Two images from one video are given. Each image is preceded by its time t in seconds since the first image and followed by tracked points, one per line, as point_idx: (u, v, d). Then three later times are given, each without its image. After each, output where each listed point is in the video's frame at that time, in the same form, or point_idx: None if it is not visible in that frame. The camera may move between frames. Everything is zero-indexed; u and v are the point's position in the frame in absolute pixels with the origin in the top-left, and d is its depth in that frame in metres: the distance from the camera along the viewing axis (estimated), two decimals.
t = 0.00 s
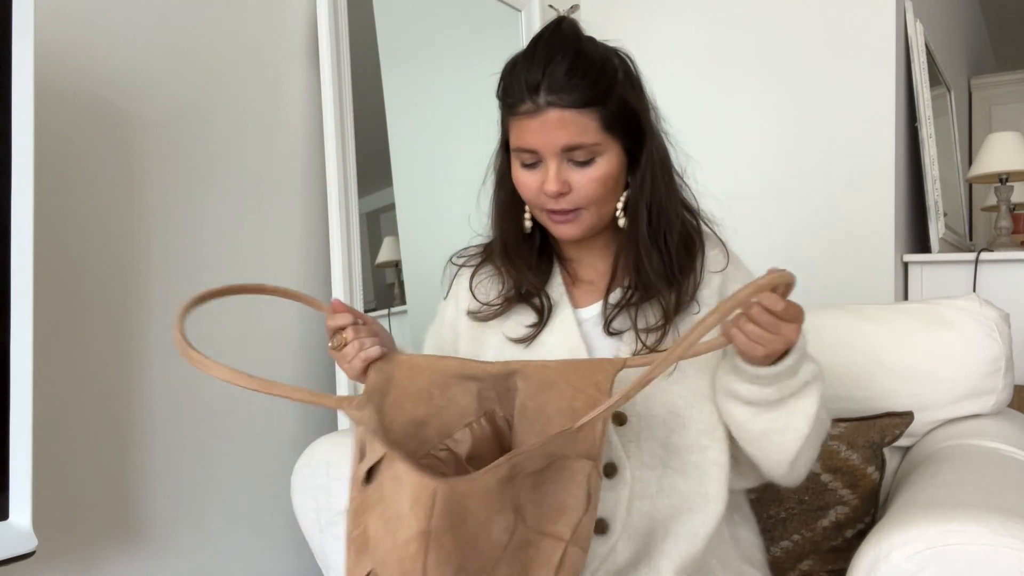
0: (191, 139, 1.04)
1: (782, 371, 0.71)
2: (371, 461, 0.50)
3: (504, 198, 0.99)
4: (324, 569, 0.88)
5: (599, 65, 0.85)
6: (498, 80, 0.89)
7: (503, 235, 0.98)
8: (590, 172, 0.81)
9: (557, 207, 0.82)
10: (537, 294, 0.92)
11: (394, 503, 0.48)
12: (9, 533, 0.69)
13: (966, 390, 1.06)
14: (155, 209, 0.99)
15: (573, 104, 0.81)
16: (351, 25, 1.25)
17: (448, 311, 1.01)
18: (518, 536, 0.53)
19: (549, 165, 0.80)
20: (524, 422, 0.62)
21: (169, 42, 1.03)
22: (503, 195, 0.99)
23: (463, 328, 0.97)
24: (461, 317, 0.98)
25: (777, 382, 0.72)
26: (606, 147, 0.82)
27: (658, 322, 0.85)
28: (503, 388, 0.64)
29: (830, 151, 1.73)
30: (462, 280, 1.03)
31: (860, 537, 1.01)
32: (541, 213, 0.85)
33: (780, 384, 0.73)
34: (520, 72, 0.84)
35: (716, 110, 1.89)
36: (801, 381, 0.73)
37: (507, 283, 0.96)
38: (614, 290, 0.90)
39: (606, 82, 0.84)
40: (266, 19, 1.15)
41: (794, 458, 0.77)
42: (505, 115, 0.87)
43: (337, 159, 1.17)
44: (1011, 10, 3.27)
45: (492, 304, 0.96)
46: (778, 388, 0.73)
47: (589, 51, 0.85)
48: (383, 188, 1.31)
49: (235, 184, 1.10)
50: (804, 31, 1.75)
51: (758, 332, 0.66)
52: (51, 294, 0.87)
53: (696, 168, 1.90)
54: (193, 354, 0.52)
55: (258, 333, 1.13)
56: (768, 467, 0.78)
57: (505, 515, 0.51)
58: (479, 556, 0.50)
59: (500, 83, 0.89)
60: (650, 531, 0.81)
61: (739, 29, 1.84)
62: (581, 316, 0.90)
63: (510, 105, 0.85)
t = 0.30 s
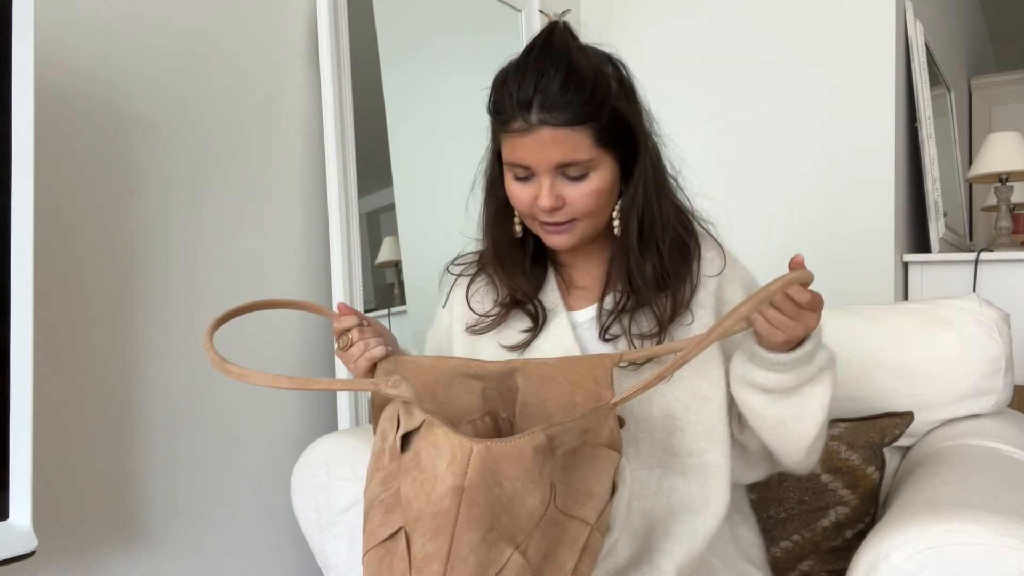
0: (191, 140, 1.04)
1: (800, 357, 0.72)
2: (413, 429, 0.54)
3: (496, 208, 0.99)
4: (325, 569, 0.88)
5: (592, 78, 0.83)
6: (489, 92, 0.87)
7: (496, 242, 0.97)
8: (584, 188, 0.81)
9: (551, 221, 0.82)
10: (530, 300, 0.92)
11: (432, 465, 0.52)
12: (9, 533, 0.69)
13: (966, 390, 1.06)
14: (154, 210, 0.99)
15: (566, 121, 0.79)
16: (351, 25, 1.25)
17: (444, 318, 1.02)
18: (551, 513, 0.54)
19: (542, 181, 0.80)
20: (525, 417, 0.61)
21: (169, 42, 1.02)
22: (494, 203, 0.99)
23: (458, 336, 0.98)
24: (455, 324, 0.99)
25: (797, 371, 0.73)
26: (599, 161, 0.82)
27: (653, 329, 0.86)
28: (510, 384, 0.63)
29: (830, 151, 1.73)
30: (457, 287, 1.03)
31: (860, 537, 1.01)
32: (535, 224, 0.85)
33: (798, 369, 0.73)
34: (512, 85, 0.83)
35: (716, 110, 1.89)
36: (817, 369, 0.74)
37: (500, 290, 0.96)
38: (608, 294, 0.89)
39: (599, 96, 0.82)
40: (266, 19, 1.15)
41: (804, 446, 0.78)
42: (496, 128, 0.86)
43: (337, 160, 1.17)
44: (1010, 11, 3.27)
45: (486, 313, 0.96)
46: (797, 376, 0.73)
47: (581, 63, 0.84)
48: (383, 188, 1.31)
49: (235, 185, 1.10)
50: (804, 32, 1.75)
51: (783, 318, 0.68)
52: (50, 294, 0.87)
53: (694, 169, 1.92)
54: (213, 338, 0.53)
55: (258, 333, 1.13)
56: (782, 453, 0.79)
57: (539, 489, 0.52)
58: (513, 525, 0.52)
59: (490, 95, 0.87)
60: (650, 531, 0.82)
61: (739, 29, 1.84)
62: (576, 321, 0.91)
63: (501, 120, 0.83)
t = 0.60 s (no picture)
0: (190, 140, 1.04)
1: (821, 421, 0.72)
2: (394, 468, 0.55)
3: (488, 208, 0.98)
4: (324, 569, 0.88)
5: (588, 81, 0.82)
6: (483, 93, 0.87)
7: (490, 242, 0.97)
8: (578, 191, 0.81)
9: (544, 223, 0.82)
10: (523, 302, 0.93)
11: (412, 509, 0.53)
12: (8, 533, 0.69)
13: (965, 390, 1.06)
14: (154, 210, 0.99)
15: (560, 126, 0.79)
16: (350, 26, 1.25)
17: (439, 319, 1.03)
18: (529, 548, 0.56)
19: (535, 185, 0.80)
20: (514, 434, 0.63)
21: (170, 42, 1.03)
22: (487, 204, 0.98)
23: (453, 337, 0.98)
24: (450, 325, 0.99)
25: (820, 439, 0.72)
26: (593, 165, 0.82)
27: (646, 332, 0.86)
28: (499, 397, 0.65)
29: (830, 151, 1.73)
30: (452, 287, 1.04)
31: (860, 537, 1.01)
32: (529, 226, 0.85)
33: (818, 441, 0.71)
34: (507, 87, 0.82)
35: (715, 110, 1.89)
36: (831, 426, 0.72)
37: (495, 291, 0.96)
38: (601, 297, 0.90)
39: (595, 99, 0.82)
40: (266, 18, 1.15)
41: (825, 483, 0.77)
42: (490, 129, 0.86)
43: (337, 160, 1.17)
44: (1011, 11, 3.27)
45: (481, 315, 0.96)
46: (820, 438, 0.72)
47: (577, 65, 0.83)
48: (383, 188, 1.31)
49: (235, 185, 1.10)
50: (803, 32, 1.75)
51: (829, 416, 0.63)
52: (50, 295, 0.87)
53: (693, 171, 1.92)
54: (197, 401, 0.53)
55: (257, 333, 1.13)
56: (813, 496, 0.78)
57: (517, 530, 0.53)
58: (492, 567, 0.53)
59: (485, 95, 0.87)
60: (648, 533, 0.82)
61: (739, 29, 1.84)
62: (570, 322, 0.92)
63: (495, 122, 0.83)
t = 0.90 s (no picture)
0: (191, 140, 1.04)
1: (771, 428, 0.72)
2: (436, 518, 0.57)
3: (488, 209, 0.97)
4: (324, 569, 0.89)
5: (592, 79, 0.82)
6: (487, 92, 0.87)
7: (490, 243, 0.97)
8: (584, 190, 0.81)
9: (550, 223, 0.82)
10: (522, 306, 0.93)
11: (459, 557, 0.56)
12: (9, 533, 0.69)
13: (966, 391, 1.06)
14: (155, 211, 0.99)
15: (565, 124, 0.79)
16: (350, 26, 1.25)
17: (439, 320, 1.04)
18: None
19: (541, 184, 0.80)
20: (514, 464, 0.65)
21: (170, 43, 1.03)
22: (488, 205, 0.97)
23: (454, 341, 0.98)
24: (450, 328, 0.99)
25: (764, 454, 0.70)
26: (599, 164, 0.81)
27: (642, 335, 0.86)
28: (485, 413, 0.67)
29: (830, 151, 1.73)
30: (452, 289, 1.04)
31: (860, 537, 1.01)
32: (534, 227, 0.85)
33: (758, 445, 0.69)
34: (512, 87, 0.82)
35: (715, 110, 1.89)
36: (770, 435, 0.71)
37: (495, 294, 0.96)
38: (600, 297, 0.90)
39: (599, 97, 0.81)
40: (266, 18, 1.15)
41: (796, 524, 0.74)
42: (493, 129, 0.86)
43: (337, 160, 1.17)
44: (1010, 11, 3.27)
45: (482, 318, 0.97)
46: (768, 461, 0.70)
47: (581, 64, 0.83)
48: (383, 189, 1.31)
49: (235, 185, 1.10)
50: (803, 31, 1.75)
51: (740, 458, 0.65)
52: (50, 295, 0.87)
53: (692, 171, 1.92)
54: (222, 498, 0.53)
55: (258, 333, 1.13)
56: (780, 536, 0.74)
57: None
58: None
59: (488, 95, 0.87)
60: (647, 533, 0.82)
61: (739, 29, 1.84)
62: (570, 324, 0.92)
63: (500, 121, 0.83)
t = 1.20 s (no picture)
0: (191, 139, 1.04)
1: (721, 485, 0.67)
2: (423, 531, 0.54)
3: (492, 206, 0.96)
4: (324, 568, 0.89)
5: (595, 74, 0.82)
6: (490, 86, 0.86)
7: (495, 239, 0.95)
8: (585, 185, 0.81)
9: (550, 218, 0.82)
10: (528, 301, 0.92)
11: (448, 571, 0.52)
12: (9, 533, 0.69)
13: (966, 390, 1.06)
14: (155, 211, 0.99)
15: (568, 119, 0.79)
16: (350, 26, 1.25)
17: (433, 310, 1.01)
18: None
19: (543, 179, 0.80)
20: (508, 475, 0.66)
21: (170, 43, 1.03)
22: (491, 204, 0.95)
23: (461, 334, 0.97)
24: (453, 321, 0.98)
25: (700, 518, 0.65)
26: (600, 160, 0.82)
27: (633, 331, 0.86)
28: (490, 413, 0.67)
29: (830, 151, 1.73)
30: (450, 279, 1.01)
31: (859, 537, 1.01)
32: (533, 223, 0.85)
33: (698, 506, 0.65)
34: (515, 80, 0.82)
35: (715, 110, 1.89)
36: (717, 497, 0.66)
37: (500, 289, 0.95)
38: (594, 296, 0.90)
39: (601, 92, 0.81)
40: (266, 18, 1.15)
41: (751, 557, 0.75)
42: (496, 121, 0.86)
43: (337, 159, 1.17)
44: (1010, 11, 3.27)
45: (487, 315, 0.96)
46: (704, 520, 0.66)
47: (585, 59, 0.83)
48: (382, 189, 1.31)
49: (234, 185, 1.10)
50: (803, 32, 1.75)
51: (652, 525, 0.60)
52: (49, 295, 0.87)
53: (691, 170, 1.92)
54: (262, 557, 0.52)
55: (258, 333, 1.13)
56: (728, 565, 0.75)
57: None
58: None
59: (490, 89, 0.86)
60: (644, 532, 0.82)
61: (739, 29, 1.84)
62: (567, 321, 0.93)
63: (502, 114, 0.83)
